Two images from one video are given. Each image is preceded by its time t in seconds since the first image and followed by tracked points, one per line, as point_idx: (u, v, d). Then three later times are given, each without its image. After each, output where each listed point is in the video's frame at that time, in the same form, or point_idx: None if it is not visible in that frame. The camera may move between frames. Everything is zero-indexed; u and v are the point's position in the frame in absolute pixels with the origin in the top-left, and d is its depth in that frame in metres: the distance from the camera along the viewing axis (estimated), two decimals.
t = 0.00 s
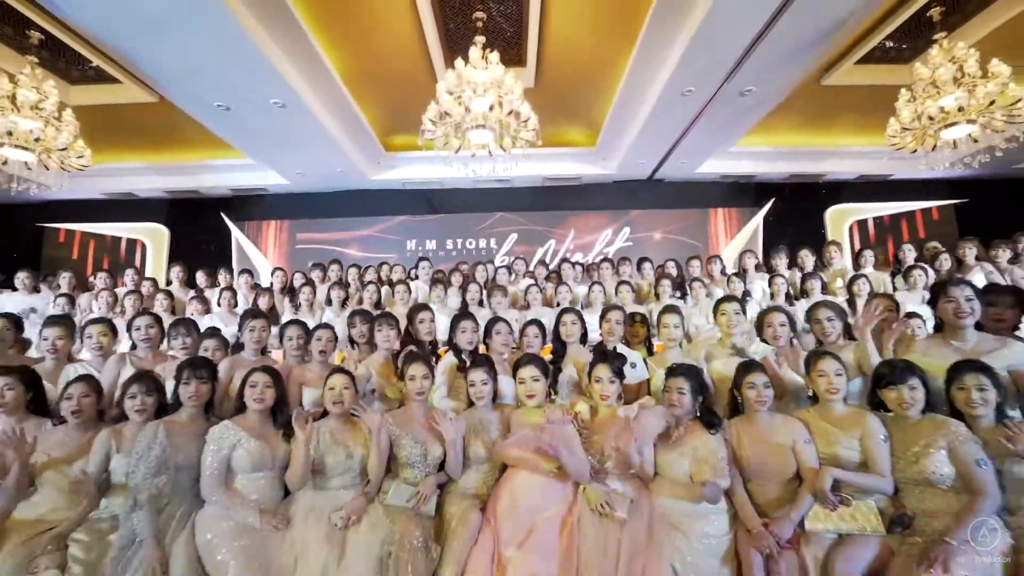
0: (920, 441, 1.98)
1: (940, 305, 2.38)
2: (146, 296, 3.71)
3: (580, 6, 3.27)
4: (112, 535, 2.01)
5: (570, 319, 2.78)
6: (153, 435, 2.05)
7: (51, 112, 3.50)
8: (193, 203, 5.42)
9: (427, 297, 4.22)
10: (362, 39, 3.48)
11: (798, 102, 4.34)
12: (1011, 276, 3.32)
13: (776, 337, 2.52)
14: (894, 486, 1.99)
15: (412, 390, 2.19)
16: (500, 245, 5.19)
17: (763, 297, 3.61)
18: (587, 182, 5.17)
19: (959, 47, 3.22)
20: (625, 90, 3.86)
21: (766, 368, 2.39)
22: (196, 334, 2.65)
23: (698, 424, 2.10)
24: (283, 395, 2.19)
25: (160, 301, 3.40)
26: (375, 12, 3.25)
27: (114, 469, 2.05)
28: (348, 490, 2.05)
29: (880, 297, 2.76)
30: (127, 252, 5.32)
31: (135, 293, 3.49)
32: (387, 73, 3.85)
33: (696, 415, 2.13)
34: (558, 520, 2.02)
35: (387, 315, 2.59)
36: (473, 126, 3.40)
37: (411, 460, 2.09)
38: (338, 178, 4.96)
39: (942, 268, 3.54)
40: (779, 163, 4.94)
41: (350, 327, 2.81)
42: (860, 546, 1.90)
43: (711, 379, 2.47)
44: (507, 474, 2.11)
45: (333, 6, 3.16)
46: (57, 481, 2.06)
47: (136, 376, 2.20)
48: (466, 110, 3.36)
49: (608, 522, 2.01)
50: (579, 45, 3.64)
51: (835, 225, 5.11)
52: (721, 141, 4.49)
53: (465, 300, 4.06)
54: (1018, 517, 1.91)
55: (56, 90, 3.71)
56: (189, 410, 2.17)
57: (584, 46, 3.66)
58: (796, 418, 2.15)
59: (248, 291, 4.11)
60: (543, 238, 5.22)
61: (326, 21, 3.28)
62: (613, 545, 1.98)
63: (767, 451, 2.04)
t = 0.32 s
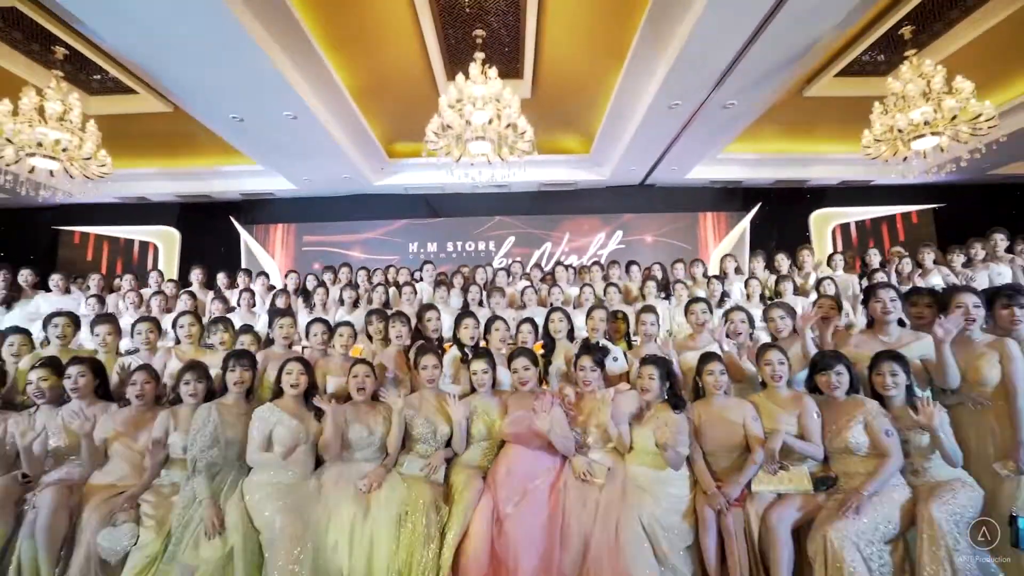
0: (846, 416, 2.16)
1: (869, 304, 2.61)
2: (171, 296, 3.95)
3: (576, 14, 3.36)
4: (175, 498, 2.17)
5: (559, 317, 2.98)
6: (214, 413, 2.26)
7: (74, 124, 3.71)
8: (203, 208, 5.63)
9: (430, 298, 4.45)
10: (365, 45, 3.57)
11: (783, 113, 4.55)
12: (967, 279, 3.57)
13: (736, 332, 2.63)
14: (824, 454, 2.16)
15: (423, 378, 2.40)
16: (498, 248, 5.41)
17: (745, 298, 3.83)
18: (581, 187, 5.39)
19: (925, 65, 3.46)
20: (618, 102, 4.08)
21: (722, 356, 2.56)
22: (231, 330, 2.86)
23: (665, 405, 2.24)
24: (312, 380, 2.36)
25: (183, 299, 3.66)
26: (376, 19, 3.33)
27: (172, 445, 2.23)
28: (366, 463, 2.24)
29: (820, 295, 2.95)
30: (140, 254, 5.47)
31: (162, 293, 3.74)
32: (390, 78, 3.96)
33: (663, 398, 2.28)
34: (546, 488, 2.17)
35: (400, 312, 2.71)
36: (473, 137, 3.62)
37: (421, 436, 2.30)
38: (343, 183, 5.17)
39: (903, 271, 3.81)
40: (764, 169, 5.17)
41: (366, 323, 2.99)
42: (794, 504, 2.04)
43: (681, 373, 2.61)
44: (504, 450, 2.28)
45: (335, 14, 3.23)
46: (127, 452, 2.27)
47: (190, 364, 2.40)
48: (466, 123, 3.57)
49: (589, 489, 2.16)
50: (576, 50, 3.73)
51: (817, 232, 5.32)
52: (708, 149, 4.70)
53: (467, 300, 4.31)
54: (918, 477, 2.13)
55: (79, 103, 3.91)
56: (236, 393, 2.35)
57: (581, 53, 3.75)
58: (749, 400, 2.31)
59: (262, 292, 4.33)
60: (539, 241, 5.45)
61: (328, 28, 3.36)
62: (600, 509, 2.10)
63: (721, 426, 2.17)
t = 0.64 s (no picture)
0: (796, 403, 2.28)
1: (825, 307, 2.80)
2: (191, 296, 4.17)
3: (572, 25, 3.44)
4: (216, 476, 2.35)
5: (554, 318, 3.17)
6: (248, 403, 2.40)
7: (94, 133, 3.88)
8: (211, 211, 5.80)
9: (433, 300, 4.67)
10: (366, 48, 3.57)
11: (771, 121, 4.73)
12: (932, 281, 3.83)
13: (711, 331, 2.73)
14: (779, 436, 2.30)
15: (432, 373, 2.53)
16: (497, 250, 5.61)
17: (731, 299, 4.04)
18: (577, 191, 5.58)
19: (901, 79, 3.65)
20: (611, 111, 4.25)
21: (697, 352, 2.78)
22: (256, 330, 2.93)
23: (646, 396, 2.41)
24: (332, 372, 2.51)
25: (201, 299, 3.79)
26: (377, 22, 3.33)
27: (209, 432, 2.40)
28: (380, 446, 2.39)
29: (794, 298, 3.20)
30: (150, 256, 5.72)
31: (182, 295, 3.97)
32: (395, 86, 4.07)
33: (644, 389, 2.47)
34: (539, 468, 2.33)
35: (409, 313, 2.88)
36: (473, 146, 3.80)
37: (429, 424, 2.44)
38: (348, 187, 5.35)
39: (877, 273, 4.04)
40: (753, 175, 5.36)
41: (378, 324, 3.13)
42: (754, 479, 2.19)
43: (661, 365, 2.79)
44: (501, 434, 2.45)
45: (336, 16, 3.21)
46: (170, 436, 2.47)
47: (224, 358, 2.56)
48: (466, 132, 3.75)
49: (580, 469, 2.33)
50: (574, 58, 3.82)
51: (804, 236, 5.58)
52: (700, 155, 4.89)
53: (469, 302, 4.52)
54: (860, 456, 2.26)
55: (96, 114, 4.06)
56: (265, 383, 2.47)
57: (579, 58, 3.79)
58: (716, 391, 2.44)
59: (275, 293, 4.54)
60: (536, 244, 5.64)
61: (327, 28, 3.31)
62: (589, 485, 2.28)
63: (689, 412, 2.33)
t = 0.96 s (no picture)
0: (757, 395, 2.45)
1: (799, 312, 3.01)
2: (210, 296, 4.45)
3: (568, 45, 3.58)
4: (252, 454, 2.50)
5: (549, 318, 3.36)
6: (276, 393, 2.56)
7: (115, 143, 4.09)
8: (221, 214, 6.01)
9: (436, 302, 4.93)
10: (369, 59, 3.62)
11: (760, 131, 4.92)
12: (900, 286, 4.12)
13: (687, 330, 2.94)
14: (742, 423, 2.48)
15: (438, 366, 2.70)
16: (496, 253, 5.85)
17: (718, 300, 4.26)
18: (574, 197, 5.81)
19: (878, 94, 3.84)
20: (608, 124, 4.43)
21: (674, 348, 2.90)
22: (279, 329, 3.11)
23: (629, 386, 2.57)
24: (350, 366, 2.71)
25: (221, 300, 4.02)
26: (381, 35, 3.36)
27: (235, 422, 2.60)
28: (392, 433, 2.59)
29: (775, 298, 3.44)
30: (163, 258, 5.94)
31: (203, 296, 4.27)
32: (399, 101, 4.30)
33: (627, 380, 2.60)
34: (534, 451, 2.50)
35: (417, 315, 3.08)
36: (474, 157, 4.01)
37: (438, 412, 2.64)
38: (354, 192, 5.55)
39: (850, 277, 4.30)
40: (744, 182, 5.57)
41: (389, 324, 3.33)
42: (719, 460, 2.38)
43: (637, 359, 3.01)
44: (499, 422, 2.62)
45: (341, 31, 3.25)
46: (210, 422, 2.62)
47: (256, 353, 2.72)
48: (469, 143, 3.97)
49: (569, 451, 2.49)
50: (570, 74, 3.97)
51: (792, 237, 5.83)
52: (693, 163, 5.08)
53: (470, 305, 4.75)
54: (812, 439, 2.40)
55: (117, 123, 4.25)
56: (293, 373, 2.63)
57: (575, 69, 3.89)
58: (689, 384, 2.62)
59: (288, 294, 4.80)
60: (534, 247, 5.87)
61: (333, 37, 3.30)
62: (577, 465, 2.44)
63: (665, 402, 2.52)
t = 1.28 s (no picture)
0: (731, 381, 2.69)
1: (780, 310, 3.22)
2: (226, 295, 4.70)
3: (564, 59, 3.78)
4: (282, 436, 2.71)
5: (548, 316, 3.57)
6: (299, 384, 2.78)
7: (135, 150, 4.28)
8: (231, 217, 6.22)
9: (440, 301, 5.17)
10: (376, 71, 3.83)
11: (750, 138, 5.12)
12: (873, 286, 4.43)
13: (672, 326, 3.15)
14: (717, 407, 2.71)
15: (446, 358, 2.93)
16: (497, 254, 6.07)
17: (708, 299, 4.49)
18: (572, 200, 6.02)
19: (858, 103, 4.04)
20: (604, 132, 4.63)
21: (658, 342, 3.17)
22: (300, 325, 3.32)
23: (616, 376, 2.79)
24: (367, 358, 2.93)
25: (239, 300, 4.24)
26: (389, 51, 3.57)
27: (258, 411, 2.81)
28: (403, 419, 2.82)
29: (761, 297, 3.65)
30: (176, 260, 6.15)
31: (221, 296, 4.54)
32: (404, 111, 4.52)
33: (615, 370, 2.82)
34: (532, 433, 2.71)
35: (427, 313, 3.29)
36: (477, 163, 4.21)
37: (445, 400, 2.85)
38: (360, 196, 5.77)
39: (829, 277, 4.54)
40: (736, 185, 5.77)
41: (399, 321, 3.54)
42: (696, 438, 2.59)
43: (624, 351, 3.23)
44: (501, 408, 2.84)
45: (352, 48, 3.47)
46: (241, 409, 2.80)
47: (281, 347, 2.95)
48: (471, 150, 4.17)
49: (564, 434, 2.68)
50: (567, 85, 4.17)
51: (783, 239, 6.04)
52: (686, 168, 5.28)
53: (472, 303, 4.98)
54: (777, 421, 2.62)
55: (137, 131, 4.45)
56: (315, 365, 2.84)
57: (572, 82, 4.11)
58: (671, 373, 2.84)
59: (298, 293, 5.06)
60: (534, 248, 6.09)
61: (345, 52, 3.52)
62: (570, 445, 2.62)
63: (650, 388, 2.75)
